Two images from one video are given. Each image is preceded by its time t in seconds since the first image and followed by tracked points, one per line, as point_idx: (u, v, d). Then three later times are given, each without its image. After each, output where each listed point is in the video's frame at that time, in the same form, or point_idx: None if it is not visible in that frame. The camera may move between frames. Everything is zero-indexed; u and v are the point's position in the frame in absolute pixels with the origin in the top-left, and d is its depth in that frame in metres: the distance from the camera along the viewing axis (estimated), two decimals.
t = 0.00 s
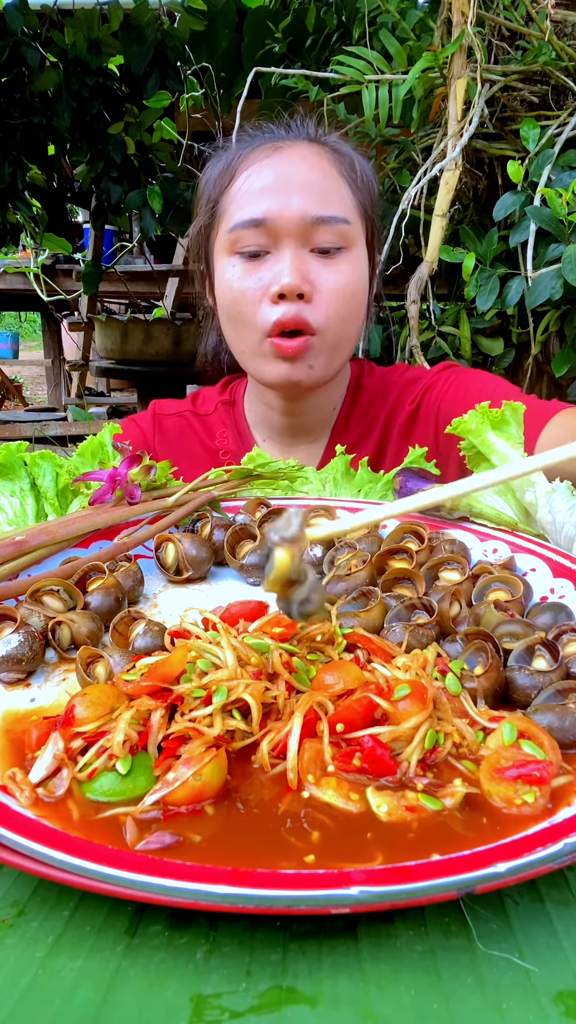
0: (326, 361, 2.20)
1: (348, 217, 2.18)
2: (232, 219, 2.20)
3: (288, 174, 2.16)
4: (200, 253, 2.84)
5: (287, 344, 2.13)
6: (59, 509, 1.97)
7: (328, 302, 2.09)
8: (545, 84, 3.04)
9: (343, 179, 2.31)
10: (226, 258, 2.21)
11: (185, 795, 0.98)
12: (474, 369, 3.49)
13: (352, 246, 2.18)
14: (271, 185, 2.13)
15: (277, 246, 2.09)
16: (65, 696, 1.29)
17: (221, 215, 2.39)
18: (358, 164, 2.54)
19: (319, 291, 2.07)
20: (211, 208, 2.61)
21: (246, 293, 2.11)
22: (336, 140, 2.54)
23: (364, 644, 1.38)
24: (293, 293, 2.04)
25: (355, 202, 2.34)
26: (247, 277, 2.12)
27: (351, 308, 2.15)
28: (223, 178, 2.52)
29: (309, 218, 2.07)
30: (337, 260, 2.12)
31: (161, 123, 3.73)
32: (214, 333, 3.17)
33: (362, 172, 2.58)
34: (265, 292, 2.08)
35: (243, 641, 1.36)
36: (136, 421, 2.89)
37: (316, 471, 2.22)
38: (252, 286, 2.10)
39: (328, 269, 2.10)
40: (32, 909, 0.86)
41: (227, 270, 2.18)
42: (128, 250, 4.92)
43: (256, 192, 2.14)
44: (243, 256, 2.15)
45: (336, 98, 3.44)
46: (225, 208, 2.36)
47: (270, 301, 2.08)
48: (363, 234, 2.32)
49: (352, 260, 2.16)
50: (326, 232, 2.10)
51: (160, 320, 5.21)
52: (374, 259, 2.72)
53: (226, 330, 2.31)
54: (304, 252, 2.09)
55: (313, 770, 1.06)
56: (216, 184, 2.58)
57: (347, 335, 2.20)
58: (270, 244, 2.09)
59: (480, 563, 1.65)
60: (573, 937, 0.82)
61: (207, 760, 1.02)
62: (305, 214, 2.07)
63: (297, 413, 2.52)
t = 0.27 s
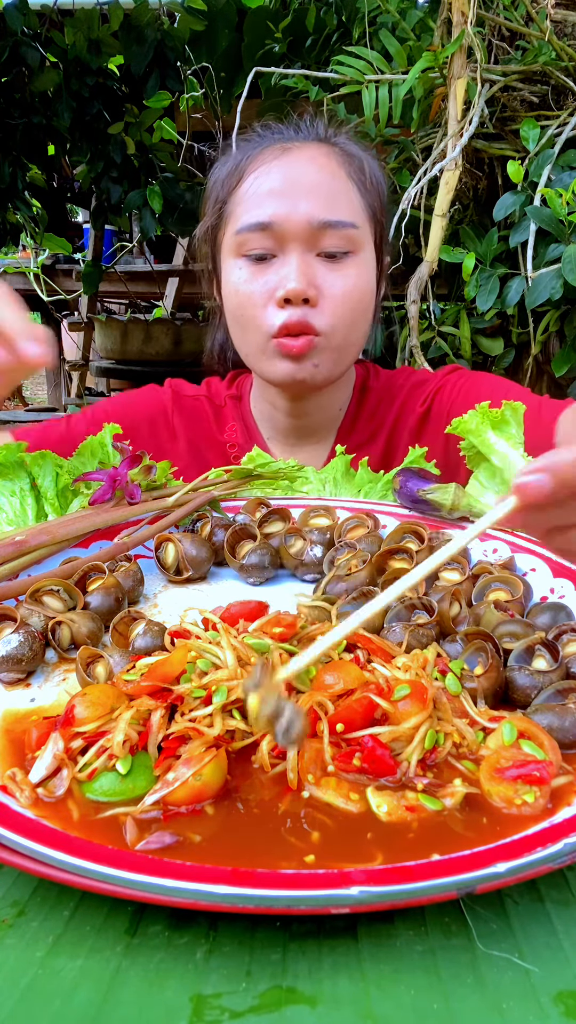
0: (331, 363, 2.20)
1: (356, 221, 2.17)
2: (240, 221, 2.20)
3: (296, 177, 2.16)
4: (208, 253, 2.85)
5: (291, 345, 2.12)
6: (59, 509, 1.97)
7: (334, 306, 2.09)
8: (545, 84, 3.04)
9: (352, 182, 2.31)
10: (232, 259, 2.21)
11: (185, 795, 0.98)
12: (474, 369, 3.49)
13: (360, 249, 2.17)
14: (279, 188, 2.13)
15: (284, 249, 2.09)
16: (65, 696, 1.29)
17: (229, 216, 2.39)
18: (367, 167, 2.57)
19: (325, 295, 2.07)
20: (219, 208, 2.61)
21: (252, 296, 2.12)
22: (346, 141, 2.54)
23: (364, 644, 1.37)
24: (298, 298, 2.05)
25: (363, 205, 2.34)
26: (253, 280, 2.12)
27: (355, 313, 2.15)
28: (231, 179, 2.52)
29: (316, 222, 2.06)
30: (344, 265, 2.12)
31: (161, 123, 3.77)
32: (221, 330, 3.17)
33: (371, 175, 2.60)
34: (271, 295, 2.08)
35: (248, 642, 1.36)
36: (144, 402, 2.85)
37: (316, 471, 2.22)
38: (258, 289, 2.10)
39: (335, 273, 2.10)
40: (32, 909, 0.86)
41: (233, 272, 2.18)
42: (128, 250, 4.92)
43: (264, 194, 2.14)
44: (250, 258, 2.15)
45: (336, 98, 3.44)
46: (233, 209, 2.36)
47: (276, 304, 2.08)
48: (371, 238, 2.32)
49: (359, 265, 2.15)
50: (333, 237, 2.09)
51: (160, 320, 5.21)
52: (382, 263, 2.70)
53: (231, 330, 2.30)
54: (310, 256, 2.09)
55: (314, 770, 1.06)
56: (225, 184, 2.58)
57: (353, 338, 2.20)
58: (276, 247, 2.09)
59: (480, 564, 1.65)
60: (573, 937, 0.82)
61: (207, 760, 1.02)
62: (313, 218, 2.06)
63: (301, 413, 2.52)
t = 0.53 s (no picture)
0: (346, 361, 2.20)
1: (376, 219, 2.17)
2: (259, 217, 2.20)
3: (317, 173, 2.15)
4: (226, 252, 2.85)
5: (308, 343, 2.14)
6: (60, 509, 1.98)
7: (352, 304, 2.09)
8: (545, 84, 3.04)
9: (372, 180, 2.31)
10: (251, 256, 2.20)
11: (173, 796, 0.98)
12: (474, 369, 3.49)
13: (379, 248, 2.17)
14: (298, 185, 2.13)
15: (303, 246, 2.08)
16: (65, 696, 1.29)
17: (250, 213, 2.38)
18: (387, 166, 2.55)
19: (344, 293, 2.07)
20: (238, 207, 2.61)
21: (269, 293, 2.11)
22: (367, 142, 2.53)
23: (364, 645, 1.38)
24: (316, 294, 2.03)
25: (383, 204, 2.33)
26: (271, 276, 2.11)
27: (374, 311, 2.15)
28: (251, 178, 2.52)
29: (336, 219, 2.06)
30: (363, 262, 2.11)
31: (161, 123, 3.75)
32: (231, 328, 3.18)
33: (392, 175, 2.57)
34: (289, 292, 2.07)
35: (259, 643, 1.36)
36: (157, 381, 2.78)
37: (317, 472, 2.22)
38: (276, 285, 2.10)
39: (354, 271, 2.09)
40: (32, 909, 0.86)
41: (252, 268, 2.18)
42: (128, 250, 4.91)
43: (284, 191, 2.14)
44: (268, 255, 2.14)
45: (336, 98, 3.44)
46: (252, 207, 2.35)
47: (294, 301, 2.07)
48: (390, 237, 2.31)
49: (378, 263, 2.15)
50: (352, 234, 2.09)
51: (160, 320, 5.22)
52: (401, 260, 2.67)
53: (248, 329, 2.31)
54: (329, 253, 2.08)
55: (314, 770, 1.06)
56: (245, 183, 2.57)
57: (369, 337, 2.20)
58: (295, 244, 2.09)
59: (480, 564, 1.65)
60: (573, 937, 0.82)
61: (195, 760, 1.02)
62: (332, 215, 2.06)
63: (317, 412, 2.53)
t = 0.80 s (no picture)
0: (361, 367, 2.21)
1: (390, 222, 2.17)
2: (271, 219, 2.20)
3: (331, 175, 2.15)
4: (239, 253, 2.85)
5: (321, 349, 2.14)
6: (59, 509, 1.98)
7: (364, 307, 2.09)
8: (545, 85, 3.04)
9: (386, 182, 2.30)
10: (263, 259, 2.21)
11: (179, 800, 0.98)
12: (474, 369, 3.49)
13: (393, 250, 2.17)
14: (312, 186, 2.13)
15: (315, 248, 2.08)
16: (65, 696, 1.29)
17: (263, 214, 2.38)
18: (402, 169, 2.52)
19: (357, 296, 2.07)
20: (252, 207, 2.61)
21: (280, 296, 2.11)
22: (383, 144, 2.53)
23: (364, 644, 1.38)
24: (328, 297, 2.03)
25: (398, 207, 2.32)
26: (283, 279, 2.11)
27: (386, 314, 2.14)
28: (265, 178, 2.51)
29: (348, 221, 2.07)
30: (376, 265, 2.11)
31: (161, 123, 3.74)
32: (240, 329, 3.18)
33: (407, 177, 2.54)
34: (300, 295, 2.08)
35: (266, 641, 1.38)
36: (170, 375, 2.75)
37: (317, 472, 2.22)
38: (287, 287, 2.10)
39: (366, 273, 2.09)
40: (32, 909, 0.86)
41: (264, 270, 2.18)
42: (128, 250, 4.92)
43: (297, 192, 2.14)
44: (280, 257, 2.14)
45: (336, 98, 3.44)
46: (265, 208, 2.35)
47: (305, 304, 2.08)
48: (404, 240, 2.30)
49: (391, 266, 2.15)
50: (365, 237, 2.09)
51: (160, 320, 5.22)
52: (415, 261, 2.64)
53: (259, 332, 2.31)
54: (342, 255, 2.08)
55: (313, 770, 1.07)
56: (258, 183, 2.57)
57: (383, 342, 2.20)
58: (307, 245, 2.09)
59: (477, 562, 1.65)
60: (573, 937, 0.82)
61: (201, 761, 1.03)
62: (345, 218, 2.06)
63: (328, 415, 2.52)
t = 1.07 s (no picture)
0: (360, 366, 2.21)
1: (386, 221, 2.16)
2: (266, 221, 2.20)
3: (325, 176, 2.15)
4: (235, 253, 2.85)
5: (321, 348, 2.14)
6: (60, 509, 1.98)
7: (362, 307, 2.08)
8: (545, 85, 3.04)
9: (382, 181, 2.30)
10: (259, 260, 2.21)
11: (180, 800, 0.98)
12: (474, 369, 3.50)
13: (389, 250, 2.16)
14: (306, 188, 2.13)
15: (310, 250, 2.08)
16: (65, 696, 1.29)
17: (258, 216, 2.38)
18: (396, 166, 2.51)
19: (353, 296, 2.07)
20: (247, 207, 2.61)
21: (277, 299, 2.12)
22: (378, 142, 2.53)
23: (364, 644, 1.39)
24: (325, 299, 2.04)
25: (394, 206, 2.31)
26: (279, 282, 2.12)
27: (385, 314, 2.14)
28: (260, 178, 2.51)
29: (343, 222, 2.06)
30: (372, 265, 2.11)
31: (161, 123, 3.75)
32: (239, 327, 3.17)
33: (402, 174, 2.54)
34: (296, 297, 2.08)
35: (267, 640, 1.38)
36: (173, 376, 2.76)
37: (317, 472, 2.22)
38: (283, 290, 2.10)
39: (362, 273, 2.09)
40: (32, 909, 0.86)
41: (260, 272, 2.19)
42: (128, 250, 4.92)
43: (291, 195, 2.14)
44: (276, 259, 2.15)
45: (336, 98, 3.44)
46: (261, 210, 2.35)
47: (302, 306, 2.08)
48: (401, 239, 2.30)
49: (388, 265, 2.14)
50: (360, 237, 2.08)
51: (160, 320, 5.22)
52: (413, 262, 2.64)
53: (258, 334, 2.31)
54: (338, 256, 2.08)
55: (314, 770, 1.07)
56: (253, 184, 2.57)
57: (381, 340, 2.20)
58: (302, 247, 2.09)
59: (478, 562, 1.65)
60: (573, 937, 0.82)
61: (204, 762, 1.02)
62: (339, 218, 2.06)
63: (328, 415, 2.52)
